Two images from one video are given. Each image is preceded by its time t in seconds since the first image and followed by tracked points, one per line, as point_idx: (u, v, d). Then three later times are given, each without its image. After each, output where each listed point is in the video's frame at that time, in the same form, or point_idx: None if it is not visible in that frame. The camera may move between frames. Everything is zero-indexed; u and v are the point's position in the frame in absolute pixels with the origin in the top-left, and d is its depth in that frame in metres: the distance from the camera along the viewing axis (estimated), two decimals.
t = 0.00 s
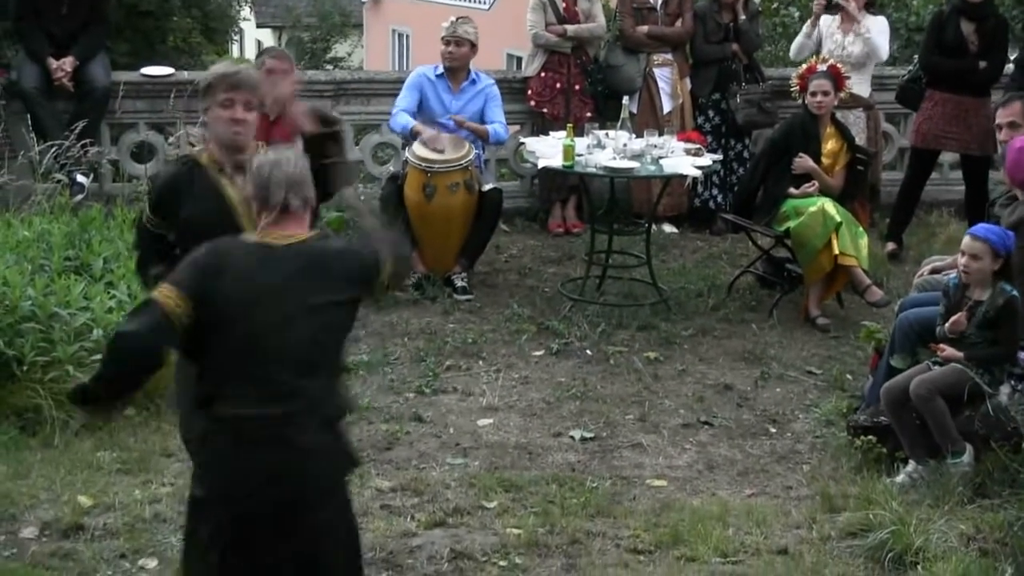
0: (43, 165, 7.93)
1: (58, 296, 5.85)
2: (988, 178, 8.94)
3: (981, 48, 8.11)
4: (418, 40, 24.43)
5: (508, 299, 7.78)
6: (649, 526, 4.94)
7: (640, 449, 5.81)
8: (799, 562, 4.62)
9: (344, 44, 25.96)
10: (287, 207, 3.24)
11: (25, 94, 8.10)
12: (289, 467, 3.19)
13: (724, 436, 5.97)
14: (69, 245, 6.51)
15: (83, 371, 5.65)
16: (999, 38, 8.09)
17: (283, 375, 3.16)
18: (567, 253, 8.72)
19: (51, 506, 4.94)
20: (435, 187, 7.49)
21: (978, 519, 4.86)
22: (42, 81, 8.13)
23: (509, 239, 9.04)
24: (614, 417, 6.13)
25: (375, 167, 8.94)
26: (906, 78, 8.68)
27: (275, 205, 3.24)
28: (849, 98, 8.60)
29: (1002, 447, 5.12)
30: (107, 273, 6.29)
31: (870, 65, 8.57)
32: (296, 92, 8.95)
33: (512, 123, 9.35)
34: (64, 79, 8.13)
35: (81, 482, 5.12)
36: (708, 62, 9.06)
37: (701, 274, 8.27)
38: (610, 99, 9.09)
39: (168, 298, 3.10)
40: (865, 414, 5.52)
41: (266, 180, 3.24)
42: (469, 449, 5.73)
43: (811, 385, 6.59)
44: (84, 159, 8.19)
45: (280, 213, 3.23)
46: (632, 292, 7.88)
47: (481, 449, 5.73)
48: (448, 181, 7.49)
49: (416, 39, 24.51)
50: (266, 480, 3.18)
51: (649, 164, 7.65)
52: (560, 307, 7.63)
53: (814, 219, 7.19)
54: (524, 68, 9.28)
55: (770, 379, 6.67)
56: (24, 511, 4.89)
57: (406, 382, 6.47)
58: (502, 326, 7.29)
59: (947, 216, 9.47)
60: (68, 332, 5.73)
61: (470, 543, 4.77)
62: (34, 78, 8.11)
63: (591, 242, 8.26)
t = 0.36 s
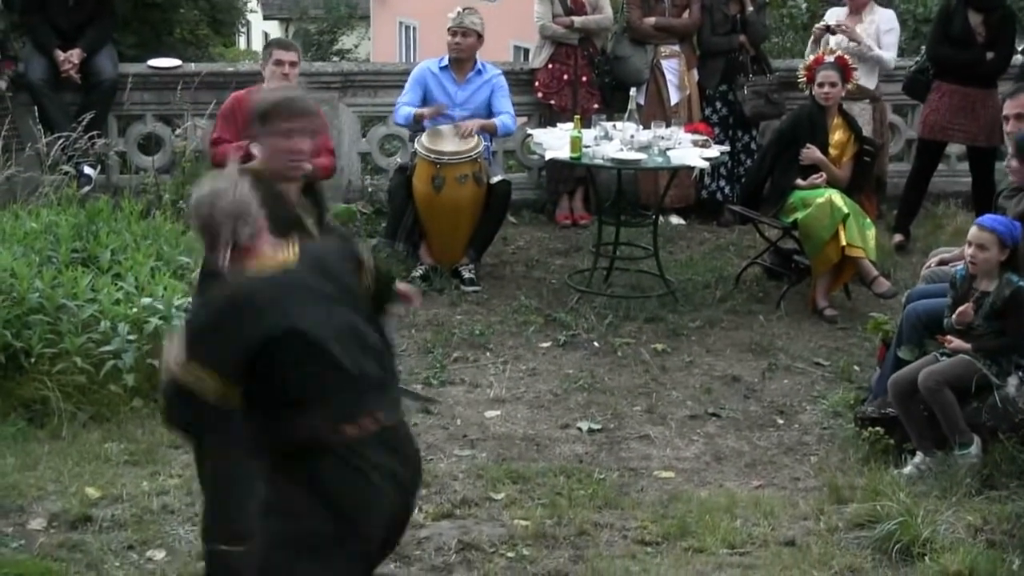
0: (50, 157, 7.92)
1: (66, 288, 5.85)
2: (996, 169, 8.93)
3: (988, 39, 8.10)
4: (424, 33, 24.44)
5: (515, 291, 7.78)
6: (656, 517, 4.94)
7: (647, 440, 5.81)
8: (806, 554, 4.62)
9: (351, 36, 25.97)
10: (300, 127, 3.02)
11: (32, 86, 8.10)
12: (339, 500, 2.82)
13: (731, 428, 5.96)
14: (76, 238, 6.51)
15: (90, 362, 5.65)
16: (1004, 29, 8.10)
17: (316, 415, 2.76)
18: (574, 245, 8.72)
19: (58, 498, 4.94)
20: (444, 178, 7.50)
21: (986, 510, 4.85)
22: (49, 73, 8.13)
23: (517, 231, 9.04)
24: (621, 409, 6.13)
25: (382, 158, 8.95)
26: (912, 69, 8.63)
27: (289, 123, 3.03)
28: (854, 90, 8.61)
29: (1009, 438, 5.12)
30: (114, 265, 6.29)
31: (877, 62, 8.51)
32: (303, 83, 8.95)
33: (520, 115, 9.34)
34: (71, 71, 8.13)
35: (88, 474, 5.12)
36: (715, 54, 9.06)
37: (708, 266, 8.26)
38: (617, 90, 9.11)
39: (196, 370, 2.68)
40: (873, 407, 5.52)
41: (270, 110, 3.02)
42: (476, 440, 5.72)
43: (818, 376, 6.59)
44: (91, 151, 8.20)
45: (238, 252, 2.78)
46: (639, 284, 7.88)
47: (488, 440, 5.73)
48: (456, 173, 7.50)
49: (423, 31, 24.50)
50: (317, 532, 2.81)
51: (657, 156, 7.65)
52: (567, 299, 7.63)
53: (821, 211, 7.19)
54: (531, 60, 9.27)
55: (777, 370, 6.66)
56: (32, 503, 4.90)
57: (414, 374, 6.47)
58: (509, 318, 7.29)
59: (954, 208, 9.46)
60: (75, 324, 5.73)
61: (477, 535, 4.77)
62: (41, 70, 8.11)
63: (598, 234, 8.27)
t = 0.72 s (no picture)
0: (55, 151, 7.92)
1: (71, 282, 5.84)
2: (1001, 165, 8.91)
3: (992, 36, 8.10)
4: (430, 28, 24.43)
5: (520, 286, 7.78)
6: (660, 513, 4.93)
7: (651, 436, 5.80)
8: (810, 550, 4.62)
9: (356, 31, 25.97)
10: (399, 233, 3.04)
11: (37, 80, 8.10)
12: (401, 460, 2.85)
13: (736, 423, 5.96)
14: (81, 232, 6.51)
15: (95, 356, 5.65)
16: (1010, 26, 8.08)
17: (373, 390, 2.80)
18: (580, 240, 8.71)
19: (62, 492, 4.94)
20: (449, 172, 7.46)
21: (990, 507, 4.85)
22: (55, 67, 8.13)
23: (521, 226, 9.03)
24: (626, 404, 6.12)
25: (387, 153, 8.95)
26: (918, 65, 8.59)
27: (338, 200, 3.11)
28: (858, 86, 8.59)
29: (1013, 435, 5.12)
30: (119, 260, 6.29)
31: (881, 62, 8.48)
32: (308, 78, 8.95)
33: (525, 110, 9.33)
34: (77, 65, 8.12)
35: (93, 468, 5.12)
36: (721, 50, 9.06)
37: (713, 261, 8.26)
38: (622, 85, 9.09)
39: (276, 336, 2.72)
40: (878, 401, 5.51)
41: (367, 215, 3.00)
42: (480, 436, 5.72)
43: (823, 372, 6.59)
44: (96, 145, 8.20)
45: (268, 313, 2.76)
46: (644, 279, 7.87)
47: (492, 436, 5.73)
48: (461, 167, 7.47)
49: (428, 26, 24.49)
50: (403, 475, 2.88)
51: (662, 151, 7.63)
52: (572, 294, 7.63)
53: (827, 207, 7.18)
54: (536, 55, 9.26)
55: (782, 366, 6.66)
56: (36, 497, 4.90)
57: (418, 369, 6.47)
58: (514, 313, 7.29)
59: (959, 204, 9.45)
60: (80, 318, 5.72)
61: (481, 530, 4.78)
62: (46, 64, 8.11)
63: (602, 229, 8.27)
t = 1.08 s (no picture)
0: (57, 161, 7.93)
1: (73, 292, 5.83)
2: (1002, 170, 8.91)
3: (993, 41, 8.10)
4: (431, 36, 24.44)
5: (522, 293, 7.77)
6: (665, 521, 4.93)
7: (655, 443, 5.79)
8: (815, 557, 4.61)
9: (357, 39, 25.98)
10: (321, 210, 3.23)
11: (40, 91, 8.12)
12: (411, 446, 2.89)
13: (739, 431, 5.95)
14: (84, 242, 6.51)
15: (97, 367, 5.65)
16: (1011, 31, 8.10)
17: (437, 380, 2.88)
18: (582, 247, 8.71)
19: (65, 503, 4.94)
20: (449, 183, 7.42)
21: (995, 513, 4.84)
22: (57, 77, 8.17)
23: (523, 233, 9.03)
24: (629, 412, 6.12)
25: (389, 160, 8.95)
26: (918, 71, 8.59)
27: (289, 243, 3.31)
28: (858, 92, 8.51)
29: (1018, 441, 5.10)
30: (122, 269, 6.29)
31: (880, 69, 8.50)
32: (310, 87, 8.95)
33: (526, 117, 9.33)
34: (79, 76, 8.15)
35: (96, 479, 5.12)
36: (721, 57, 9.07)
37: (715, 268, 8.25)
38: (624, 92, 9.08)
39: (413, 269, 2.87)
40: (882, 409, 5.51)
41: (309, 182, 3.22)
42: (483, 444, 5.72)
43: (826, 379, 6.57)
44: (99, 155, 8.20)
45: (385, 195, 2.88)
46: (646, 286, 7.87)
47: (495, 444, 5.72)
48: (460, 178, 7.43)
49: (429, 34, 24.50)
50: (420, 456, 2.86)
51: (663, 158, 7.64)
52: (574, 301, 7.62)
53: (828, 212, 7.20)
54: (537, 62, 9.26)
55: (785, 373, 6.65)
56: (39, 508, 4.89)
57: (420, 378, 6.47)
58: (516, 320, 7.29)
59: (961, 209, 9.44)
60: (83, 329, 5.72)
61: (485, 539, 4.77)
62: (49, 75, 8.15)
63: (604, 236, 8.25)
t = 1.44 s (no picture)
0: (60, 190, 7.95)
1: (76, 321, 5.82)
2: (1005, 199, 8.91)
3: (996, 70, 8.11)
4: (433, 64, 24.50)
5: (525, 322, 7.78)
6: (667, 550, 4.92)
7: (657, 472, 5.79)
8: None
9: (360, 67, 26.04)
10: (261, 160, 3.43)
11: (44, 119, 8.15)
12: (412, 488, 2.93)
13: (741, 459, 5.95)
14: (87, 270, 6.51)
15: (100, 395, 5.64)
16: (1014, 60, 8.11)
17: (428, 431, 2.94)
18: (584, 275, 8.72)
19: (67, 531, 4.93)
20: (453, 211, 7.54)
21: (997, 543, 4.83)
22: (61, 105, 8.21)
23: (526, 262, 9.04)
24: (631, 441, 6.11)
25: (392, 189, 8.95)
26: (920, 100, 8.61)
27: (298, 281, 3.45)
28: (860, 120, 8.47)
29: (1020, 470, 5.10)
30: (124, 298, 6.30)
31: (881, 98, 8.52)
32: (312, 116, 8.97)
33: (528, 146, 9.34)
34: (82, 104, 8.16)
35: (98, 508, 5.11)
36: (723, 84, 9.05)
37: (718, 296, 8.25)
38: (626, 120, 9.13)
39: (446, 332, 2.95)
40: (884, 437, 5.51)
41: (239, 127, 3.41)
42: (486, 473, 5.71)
43: (828, 408, 6.57)
44: (102, 183, 8.22)
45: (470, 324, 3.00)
46: (649, 314, 7.88)
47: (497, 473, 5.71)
48: (464, 206, 7.53)
49: (433, 62, 24.53)
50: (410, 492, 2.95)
51: (666, 186, 7.65)
52: (577, 330, 7.63)
53: (831, 241, 7.19)
54: (540, 91, 9.28)
55: (787, 402, 6.64)
56: (41, 537, 4.89)
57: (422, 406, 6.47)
58: (519, 349, 7.29)
59: (964, 238, 9.45)
60: (85, 357, 5.70)
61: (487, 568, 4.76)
62: (52, 103, 8.19)
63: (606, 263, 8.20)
